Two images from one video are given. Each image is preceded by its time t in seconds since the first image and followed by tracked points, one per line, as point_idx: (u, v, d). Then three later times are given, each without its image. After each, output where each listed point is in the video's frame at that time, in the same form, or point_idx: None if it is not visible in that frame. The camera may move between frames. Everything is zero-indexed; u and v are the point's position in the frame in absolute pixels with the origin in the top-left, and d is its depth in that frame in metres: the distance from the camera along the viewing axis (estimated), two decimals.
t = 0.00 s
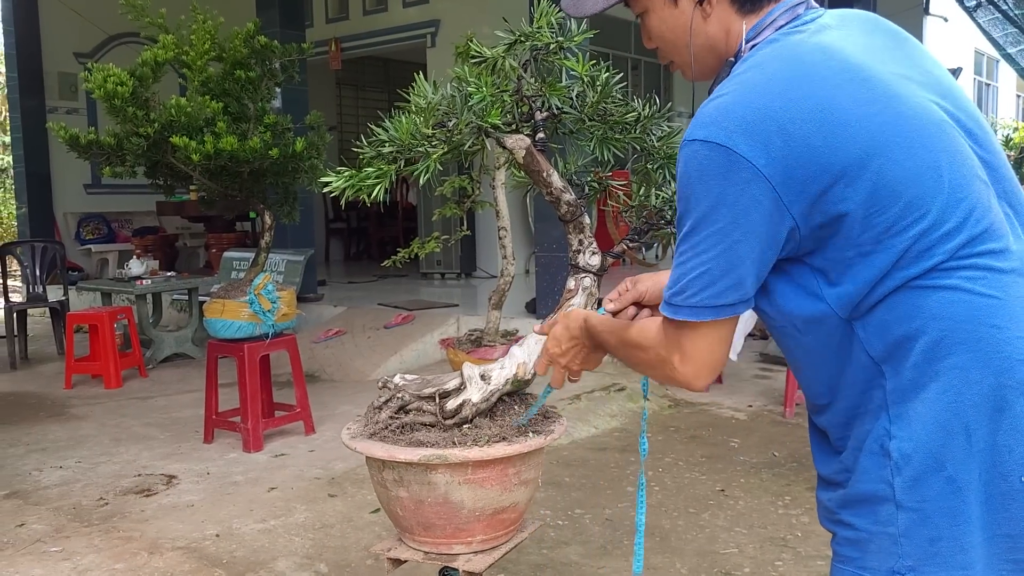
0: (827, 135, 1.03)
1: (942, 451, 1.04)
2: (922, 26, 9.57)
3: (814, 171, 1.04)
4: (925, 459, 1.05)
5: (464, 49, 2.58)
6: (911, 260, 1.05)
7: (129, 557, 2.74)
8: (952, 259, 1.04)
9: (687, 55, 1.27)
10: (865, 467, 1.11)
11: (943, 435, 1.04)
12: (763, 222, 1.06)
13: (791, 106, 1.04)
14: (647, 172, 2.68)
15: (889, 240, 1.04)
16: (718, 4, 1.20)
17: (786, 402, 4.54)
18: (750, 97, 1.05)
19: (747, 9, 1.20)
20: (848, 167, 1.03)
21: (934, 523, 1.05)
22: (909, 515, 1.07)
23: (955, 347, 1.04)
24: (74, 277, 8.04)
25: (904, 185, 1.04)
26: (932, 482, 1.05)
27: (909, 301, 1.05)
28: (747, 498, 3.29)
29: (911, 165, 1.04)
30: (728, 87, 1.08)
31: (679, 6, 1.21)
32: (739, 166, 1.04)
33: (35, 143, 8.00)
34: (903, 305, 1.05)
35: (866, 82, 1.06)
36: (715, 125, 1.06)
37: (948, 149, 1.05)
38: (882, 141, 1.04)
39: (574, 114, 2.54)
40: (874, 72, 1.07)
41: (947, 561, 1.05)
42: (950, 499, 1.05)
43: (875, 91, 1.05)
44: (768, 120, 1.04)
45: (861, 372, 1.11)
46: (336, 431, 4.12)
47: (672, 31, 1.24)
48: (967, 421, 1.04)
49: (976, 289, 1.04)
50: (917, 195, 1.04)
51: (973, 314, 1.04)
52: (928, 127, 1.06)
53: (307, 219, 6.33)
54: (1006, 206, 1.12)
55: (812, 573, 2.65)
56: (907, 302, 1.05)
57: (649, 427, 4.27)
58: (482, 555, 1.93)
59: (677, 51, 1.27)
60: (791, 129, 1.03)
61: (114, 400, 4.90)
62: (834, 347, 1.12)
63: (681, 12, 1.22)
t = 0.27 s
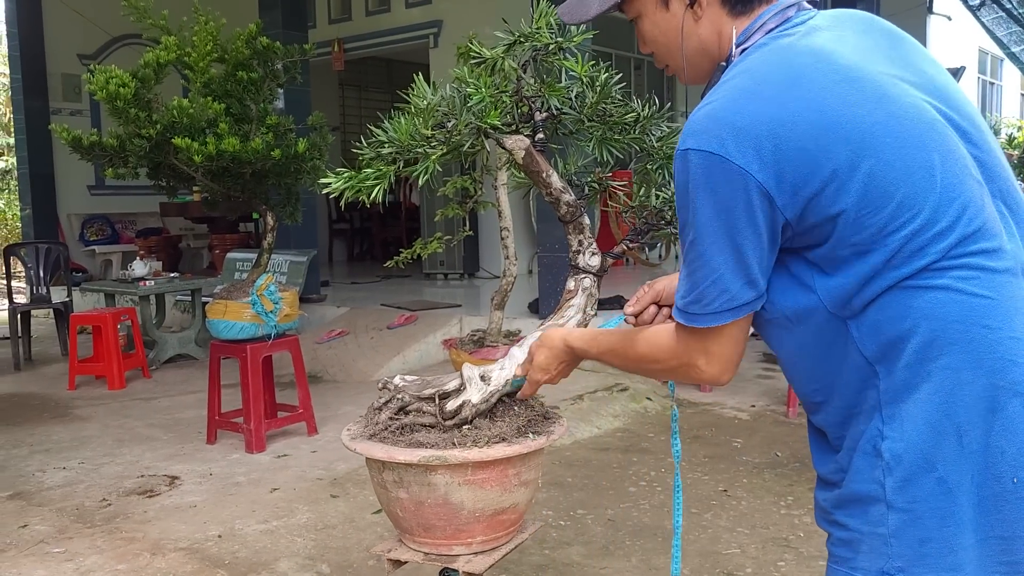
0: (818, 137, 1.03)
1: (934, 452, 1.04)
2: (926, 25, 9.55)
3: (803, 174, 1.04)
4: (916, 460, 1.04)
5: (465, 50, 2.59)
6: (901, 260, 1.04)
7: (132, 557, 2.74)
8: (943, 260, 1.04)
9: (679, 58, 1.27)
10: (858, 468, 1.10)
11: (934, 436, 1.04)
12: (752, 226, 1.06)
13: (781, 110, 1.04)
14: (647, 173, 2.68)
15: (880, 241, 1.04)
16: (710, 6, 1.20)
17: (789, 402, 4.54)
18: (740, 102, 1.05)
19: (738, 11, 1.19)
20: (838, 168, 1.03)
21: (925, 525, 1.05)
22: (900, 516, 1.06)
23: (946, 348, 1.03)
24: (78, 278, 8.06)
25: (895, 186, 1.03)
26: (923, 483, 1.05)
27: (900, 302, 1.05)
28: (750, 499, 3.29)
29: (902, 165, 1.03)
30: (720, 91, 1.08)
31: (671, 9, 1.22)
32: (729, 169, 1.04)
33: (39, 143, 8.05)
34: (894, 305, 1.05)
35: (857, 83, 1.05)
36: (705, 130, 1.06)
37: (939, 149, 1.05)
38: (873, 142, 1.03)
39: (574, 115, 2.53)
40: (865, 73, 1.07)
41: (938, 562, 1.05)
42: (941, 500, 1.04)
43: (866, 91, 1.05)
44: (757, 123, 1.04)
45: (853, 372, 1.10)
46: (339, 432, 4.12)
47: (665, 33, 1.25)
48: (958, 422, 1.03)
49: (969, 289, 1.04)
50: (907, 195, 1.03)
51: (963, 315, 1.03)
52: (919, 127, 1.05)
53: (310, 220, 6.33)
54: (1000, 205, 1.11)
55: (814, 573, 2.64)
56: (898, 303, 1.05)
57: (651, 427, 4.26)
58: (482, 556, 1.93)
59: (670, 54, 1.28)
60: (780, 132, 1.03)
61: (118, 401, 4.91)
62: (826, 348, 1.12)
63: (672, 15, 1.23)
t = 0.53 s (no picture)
0: (794, 142, 1.03)
1: (921, 455, 1.04)
2: (925, 24, 9.57)
3: (781, 180, 1.04)
4: (904, 463, 1.04)
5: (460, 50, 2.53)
6: (881, 263, 1.05)
7: (130, 560, 2.74)
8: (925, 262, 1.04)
9: (662, 65, 1.27)
10: (848, 472, 1.11)
11: (921, 439, 1.04)
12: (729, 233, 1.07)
13: (756, 117, 1.04)
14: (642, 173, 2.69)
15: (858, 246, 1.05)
16: (691, 12, 1.21)
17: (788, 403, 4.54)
18: (716, 110, 1.06)
19: (721, 17, 1.20)
20: (815, 174, 1.04)
21: (914, 528, 1.05)
22: (889, 519, 1.06)
23: (929, 351, 1.03)
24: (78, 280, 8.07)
25: (873, 189, 1.03)
26: (912, 486, 1.05)
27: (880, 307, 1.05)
28: (749, 499, 3.29)
29: (880, 169, 1.04)
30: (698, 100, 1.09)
31: (653, 15, 1.22)
32: (703, 178, 1.05)
33: (38, 145, 7.98)
34: (875, 309, 1.06)
35: (835, 87, 1.06)
36: (680, 140, 1.07)
37: (918, 151, 1.05)
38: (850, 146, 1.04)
39: (568, 117, 2.54)
40: (844, 77, 1.07)
41: (927, 565, 1.05)
42: (930, 504, 1.04)
43: (844, 95, 1.05)
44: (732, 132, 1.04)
45: (838, 376, 1.11)
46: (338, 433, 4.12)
47: (649, 40, 1.25)
48: (946, 425, 1.03)
49: (953, 291, 1.03)
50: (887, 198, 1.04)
51: (946, 318, 1.03)
52: (899, 130, 1.05)
53: (309, 222, 6.33)
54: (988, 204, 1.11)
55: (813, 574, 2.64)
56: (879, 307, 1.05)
57: (650, 428, 4.26)
58: (477, 558, 1.93)
59: (653, 61, 1.28)
60: (755, 138, 1.04)
61: (117, 403, 4.91)
62: (811, 352, 1.12)
63: (655, 22, 1.23)
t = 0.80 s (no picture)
0: (748, 153, 1.05)
1: (889, 458, 1.05)
2: (922, 24, 9.58)
3: (735, 190, 1.07)
4: (871, 468, 1.06)
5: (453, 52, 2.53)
6: (840, 271, 1.06)
7: (127, 563, 2.74)
8: (885, 267, 1.05)
9: (627, 79, 1.33)
10: (819, 474, 1.12)
11: (888, 442, 1.05)
12: (686, 245, 1.11)
13: (710, 131, 1.07)
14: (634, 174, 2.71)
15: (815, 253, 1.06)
16: (652, 28, 1.25)
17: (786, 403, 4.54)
18: (672, 126, 1.09)
19: (682, 33, 1.24)
20: (772, 184, 1.05)
21: (881, 530, 1.07)
22: (857, 522, 1.08)
23: (889, 357, 1.05)
24: (76, 283, 8.07)
25: (831, 197, 1.05)
26: (880, 489, 1.06)
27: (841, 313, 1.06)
28: (746, 499, 3.29)
29: (836, 176, 1.05)
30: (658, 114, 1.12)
31: (616, 32, 1.28)
32: (658, 194, 1.08)
33: (36, 149, 8.00)
34: (836, 315, 1.07)
35: (792, 95, 1.07)
36: (636, 156, 1.10)
37: (879, 156, 1.05)
38: (808, 154, 1.05)
39: (560, 119, 2.55)
40: (803, 84, 1.07)
41: (894, 568, 1.07)
42: (896, 506, 1.06)
43: (803, 103, 1.06)
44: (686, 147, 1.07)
45: (804, 381, 1.13)
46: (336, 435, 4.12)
47: (613, 56, 1.31)
48: (913, 428, 1.04)
49: (918, 293, 1.04)
50: (845, 205, 1.05)
51: (906, 324, 1.04)
52: (859, 136, 1.06)
53: (306, 224, 6.33)
54: (959, 204, 1.10)
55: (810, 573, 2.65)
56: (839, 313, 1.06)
57: (648, 429, 4.27)
58: (471, 559, 1.93)
59: (619, 75, 1.34)
60: (709, 152, 1.06)
61: (115, 406, 4.91)
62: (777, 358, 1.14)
63: (617, 39, 1.29)
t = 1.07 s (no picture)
0: (704, 166, 1.06)
1: (855, 460, 1.06)
2: (919, 24, 9.60)
3: (696, 201, 1.08)
4: (837, 469, 1.07)
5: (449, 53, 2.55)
6: (800, 277, 1.07)
7: (126, 565, 2.74)
8: (845, 273, 1.05)
9: (597, 96, 1.38)
10: (792, 475, 1.13)
11: (853, 445, 1.06)
12: (648, 258, 1.13)
13: (667, 146, 1.09)
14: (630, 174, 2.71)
15: (776, 261, 1.07)
16: (614, 47, 1.29)
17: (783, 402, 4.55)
18: (632, 143, 1.11)
19: (645, 50, 1.27)
20: (729, 195, 1.06)
21: (849, 531, 1.08)
22: (826, 522, 1.09)
23: (849, 362, 1.05)
24: (75, 286, 8.07)
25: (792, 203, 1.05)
26: (847, 489, 1.07)
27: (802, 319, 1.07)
28: (744, 499, 3.29)
29: (795, 184, 1.05)
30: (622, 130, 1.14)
31: (581, 52, 1.32)
32: (617, 209, 1.11)
33: (34, 151, 7.98)
34: (798, 322, 1.08)
35: (749, 107, 1.07)
36: (598, 173, 1.12)
37: (837, 162, 1.06)
38: (764, 163, 1.05)
39: (555, 120, 2.55)
40: (760, 95, 1.08)
41: (863, 568, 1.07)
42: (863, 507, 1.06)
43: (760, 114, 1.07)
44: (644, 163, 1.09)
45: (772, 386, 1.14)
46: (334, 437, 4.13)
47: (582, 73, 1.35)
48: (877, 430, 1.05)
49: (881, 297, 1.04)
50: (803, 212, 1.05)
51: (866, 329, 1.04)
52: (819, 142, 1.06)
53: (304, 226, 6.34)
54: (927, 203, 1.09)
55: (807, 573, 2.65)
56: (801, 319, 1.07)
57: (647, 429, 4.27)
58: (469, 559, 1.93)
59: (589, 91, 1.38)
60: (666, 167, 1.08)
61: (114, 409, 4.91)
62: (745, 364, 1.15)
63: (582, 59, 1.33)
